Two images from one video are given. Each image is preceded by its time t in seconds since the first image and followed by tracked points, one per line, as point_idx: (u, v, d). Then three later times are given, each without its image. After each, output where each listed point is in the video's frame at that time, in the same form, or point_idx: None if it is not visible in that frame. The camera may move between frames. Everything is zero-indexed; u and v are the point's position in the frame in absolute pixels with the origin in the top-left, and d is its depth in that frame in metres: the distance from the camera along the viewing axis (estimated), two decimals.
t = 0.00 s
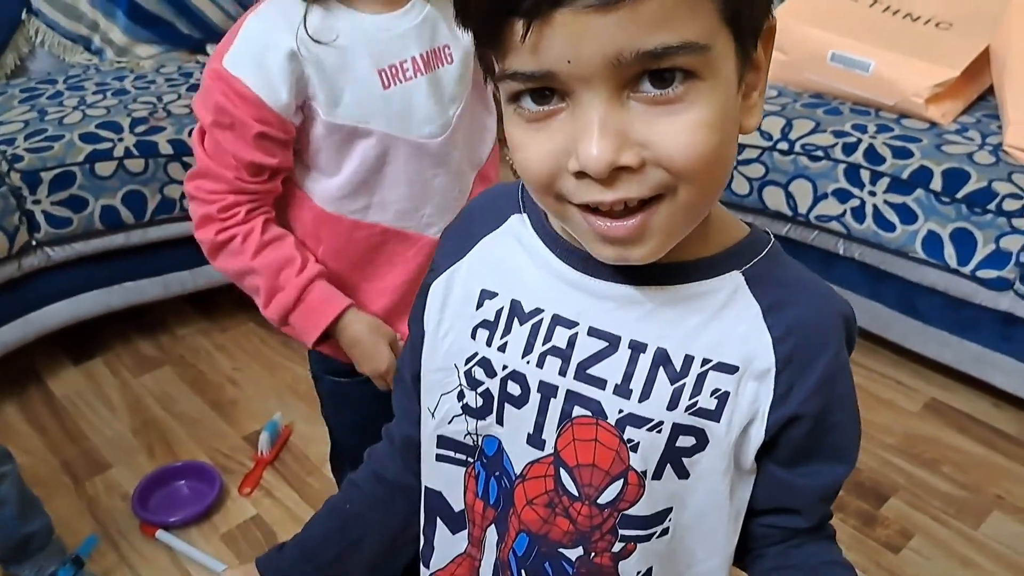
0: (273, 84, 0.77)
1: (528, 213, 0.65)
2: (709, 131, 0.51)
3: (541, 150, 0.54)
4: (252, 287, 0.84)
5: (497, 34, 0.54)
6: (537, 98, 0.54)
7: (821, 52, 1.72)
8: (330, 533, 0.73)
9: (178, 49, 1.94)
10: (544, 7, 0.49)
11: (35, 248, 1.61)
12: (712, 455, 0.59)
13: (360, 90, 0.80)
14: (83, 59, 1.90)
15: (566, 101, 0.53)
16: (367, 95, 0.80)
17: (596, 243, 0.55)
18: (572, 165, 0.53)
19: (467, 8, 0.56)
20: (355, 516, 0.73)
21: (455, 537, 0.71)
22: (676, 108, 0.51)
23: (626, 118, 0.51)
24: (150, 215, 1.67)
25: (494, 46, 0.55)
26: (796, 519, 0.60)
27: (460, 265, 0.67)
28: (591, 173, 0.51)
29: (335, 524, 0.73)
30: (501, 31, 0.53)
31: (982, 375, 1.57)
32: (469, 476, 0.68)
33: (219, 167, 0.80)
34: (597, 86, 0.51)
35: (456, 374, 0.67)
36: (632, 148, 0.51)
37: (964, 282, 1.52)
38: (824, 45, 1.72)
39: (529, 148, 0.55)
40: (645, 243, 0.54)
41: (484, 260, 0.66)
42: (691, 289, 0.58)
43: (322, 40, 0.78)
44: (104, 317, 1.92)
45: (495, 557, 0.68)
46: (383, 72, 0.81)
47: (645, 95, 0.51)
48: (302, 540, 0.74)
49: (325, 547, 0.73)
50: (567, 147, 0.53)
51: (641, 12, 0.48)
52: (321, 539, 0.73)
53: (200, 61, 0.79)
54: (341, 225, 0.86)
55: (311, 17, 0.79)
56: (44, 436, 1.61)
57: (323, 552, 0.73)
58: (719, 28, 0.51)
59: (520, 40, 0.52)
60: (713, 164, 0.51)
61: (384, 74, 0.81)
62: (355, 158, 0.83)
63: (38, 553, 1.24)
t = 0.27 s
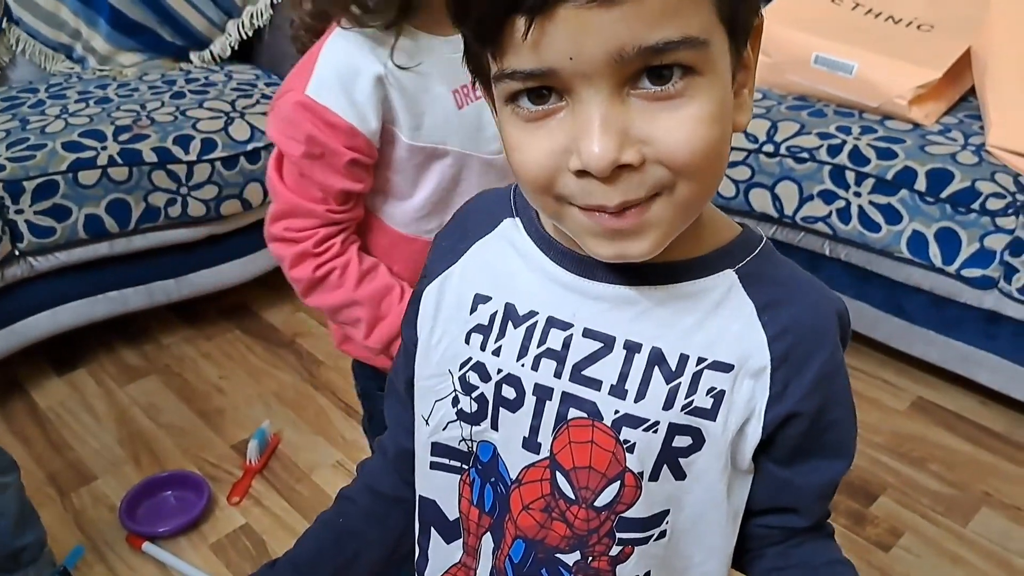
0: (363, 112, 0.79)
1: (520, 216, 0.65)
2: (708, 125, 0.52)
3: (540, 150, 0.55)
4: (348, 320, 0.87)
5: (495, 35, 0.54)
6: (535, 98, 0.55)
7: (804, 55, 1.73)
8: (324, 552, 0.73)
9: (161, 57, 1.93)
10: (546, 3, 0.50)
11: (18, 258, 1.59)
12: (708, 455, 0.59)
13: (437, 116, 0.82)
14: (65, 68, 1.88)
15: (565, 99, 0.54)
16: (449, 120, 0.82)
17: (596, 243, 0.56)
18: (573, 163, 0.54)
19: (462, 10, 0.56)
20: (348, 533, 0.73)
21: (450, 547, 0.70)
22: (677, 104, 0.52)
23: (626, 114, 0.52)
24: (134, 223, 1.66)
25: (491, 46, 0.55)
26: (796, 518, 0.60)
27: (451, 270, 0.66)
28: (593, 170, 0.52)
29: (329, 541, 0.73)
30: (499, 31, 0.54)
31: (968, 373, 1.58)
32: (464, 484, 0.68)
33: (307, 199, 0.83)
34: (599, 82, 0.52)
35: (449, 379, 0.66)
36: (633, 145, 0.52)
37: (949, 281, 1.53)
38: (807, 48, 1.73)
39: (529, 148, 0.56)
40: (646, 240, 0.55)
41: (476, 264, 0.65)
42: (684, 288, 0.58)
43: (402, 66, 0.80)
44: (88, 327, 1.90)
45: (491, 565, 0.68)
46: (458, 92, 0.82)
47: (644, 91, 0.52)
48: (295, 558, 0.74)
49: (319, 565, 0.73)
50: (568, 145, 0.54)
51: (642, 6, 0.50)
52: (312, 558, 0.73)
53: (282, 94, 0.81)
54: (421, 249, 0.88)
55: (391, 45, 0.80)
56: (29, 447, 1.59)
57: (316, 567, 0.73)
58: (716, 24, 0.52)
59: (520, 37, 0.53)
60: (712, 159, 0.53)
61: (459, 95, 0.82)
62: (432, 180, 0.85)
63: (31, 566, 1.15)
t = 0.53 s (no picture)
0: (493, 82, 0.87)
1: (526, 212, 0.65)
2: (693, 119, 0.53)
3: (528, 140, 0.57)
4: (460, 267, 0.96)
5: (483, 27, 0.56)
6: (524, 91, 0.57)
7: (803, 56, 1.74)
8: (332, 541, 0.76)
9: (162, 59, 1.93)
10: None
11: (21, 260, 1.60)
12: (704, 452, 0.59)
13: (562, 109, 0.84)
14: (66, 71, 1.89)
15: (551, 92, 0.55)
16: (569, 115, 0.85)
17: (583, 231, 0.58)
18: (557, 154, 0.55)
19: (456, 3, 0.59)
20: (359, 520, 0.76)
21: (452, 537, 0.71)
22: (660, 97, 0.53)
23: (610, 106, 0.54)
24: (136, 225, 1.66)
25: (481, 37, 0.57)
26: (795, 521, 0.61)
27: (459, 262, 0.67)
28: (576, 160, 0.54)
29: (338, 530, 0.76)
30: (487, 23, 0.56)
31: (967, 372, 1.59)
32: (465, 475, 0.69)
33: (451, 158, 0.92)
34: (581, 74, 0.53)
35: (454, 371, 0.67)
36: (615, 136, 0.53)
37: (948, 280, 1.54)
38: (806, 49, 1.74)
39: (518, 138, 0.57)
40: (633, 230, 0.56)
41: (481, 258, 0.66)
42: (684, 283, 0.59)
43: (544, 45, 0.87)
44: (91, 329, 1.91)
45: (490, 557, 0.68)
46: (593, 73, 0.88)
47: (629, 85, 0.53)
48: (304, 546, 0.76)
49: (329, 553, 0.76)
50: (553, 137, 0.55)
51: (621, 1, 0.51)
52: (322, 546, 0.76)
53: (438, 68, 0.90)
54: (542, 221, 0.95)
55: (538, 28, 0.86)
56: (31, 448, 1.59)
57: (323, 558, 0.76)
58: (703, 18, 0.53)
59: (504, 30, 0.55)
60: (697, 153, 0.54)
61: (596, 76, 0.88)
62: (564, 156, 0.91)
63: (44, 565, 1.13)
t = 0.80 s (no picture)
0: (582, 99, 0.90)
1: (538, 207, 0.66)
2: (667, 126, 0.54)
3: (510, 137, 0.58)
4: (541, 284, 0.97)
5: (475, 23, 0.59)
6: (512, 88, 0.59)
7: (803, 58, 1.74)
8: (340, 525, 0.77)
9: (163, 62, 1.94)
10: None
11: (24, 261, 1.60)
12: (703, 447, 0.60)
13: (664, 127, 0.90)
14: (68, 73, 1.89)
15: (534, 90, 0.57)
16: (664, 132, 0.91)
17: (562, 226, 0.59)
18: (535, 152, 0.57)
19: None
20: (366, 507, 0.77)
21: (456, 524, 0.72)
22: (634, 102, 0.54)
23: (585, 109, 0.55)
24: (138, 227, 1.67)
25: (473, 33, 0.59)
26: (788, 520, 0.62)
27: (469, 255, 0.68)
28: (549, 159, 0.56)
29: (347, 513, 0.77)
30: (477, 20, 0.58)
31: (966, 373, 1.60)
32: (469, 463, 0.70)
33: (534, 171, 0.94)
34: (558, 76, 0.55)
35: (461, 361, 0.68)
36: (589, 138, 0.55)
37: (947, 281, 1.55)
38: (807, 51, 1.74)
39: (504, 134, 0.59)
40: (608, 229, 0.58)
41: (491, 250, 0.67)
42: (687, 279, 0.59)
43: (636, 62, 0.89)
44: (93, 331, 1.91)
45: (492, 544, 0.70)
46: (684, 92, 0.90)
47: (604, 89, 0.55)
48: (314, 529, 0.78)
49: (337, 536, 0.77)
50: (532, 134, 0.57)
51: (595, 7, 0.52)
52: (329, 529, 0.77)
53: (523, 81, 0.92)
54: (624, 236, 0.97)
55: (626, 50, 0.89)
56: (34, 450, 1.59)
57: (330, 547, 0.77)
58: (684, 26, 0.54)
59: (489, 28, 0.57)
60: (672, 159, 0.55)
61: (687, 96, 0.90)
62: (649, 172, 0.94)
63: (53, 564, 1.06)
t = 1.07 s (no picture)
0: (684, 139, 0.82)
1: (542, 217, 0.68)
2: (665, 151, 0.56)
3: (516, 153, 0.60)
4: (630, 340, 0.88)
5: (487, 41, 0.60)
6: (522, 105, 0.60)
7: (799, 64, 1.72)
8: (341, 526, 0.79)
9: (165, 69, 1.95)
10: (515, 21, 0.56)
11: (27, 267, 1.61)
12: (702, 452, 0.61)
13: (787, 151, 0.84)
14: (70, 79, 1.90)
15: (540, 109, 0.59)
16: (794, 157, 0.84)
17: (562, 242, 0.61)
18: (538, 167, 0.59)
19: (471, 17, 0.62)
20: (366, 506, 0.79)
21: (457, 526, 0.73)
22: (635, 125, 0.56)
23: (589, 129, 0.57)
24: (140, 233, 1.69)
25: (486, 52, 0.61)
26: (782, 524, 0.64)
27: (475, 262, 0.69)
28: (552, 176, 0.57)
29: (347, 514, 0.79)
30: (490, 39, 0.59)
31: (961, 378, 1.61)
32: (474, 466, 0.71)
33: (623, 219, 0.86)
34: (563, 97, 0.56)
35: (467, 365, 0.69)
36: (591, 157, 0.57)
37: (942, 287, 1.57)
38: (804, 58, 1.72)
39: (509, 149, 0.61)
40: (606, 246, 0.59)
41: (496, 258, 0.68)
42: (688, 289, 0.61)
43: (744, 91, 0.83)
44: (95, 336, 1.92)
45: (493, 547, 0.71)
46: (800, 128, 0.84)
47: (608, 111, 0.56)
48: (316, 526, 0.80)
49: (337, 535, 0.79)
50: (536, 151, 0.59)
51: (602, 33, 0.54)
52: (331, 530, 0.79)
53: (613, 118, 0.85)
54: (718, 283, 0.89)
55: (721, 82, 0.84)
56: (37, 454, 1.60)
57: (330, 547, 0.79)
58: (688, 54, 0.56)
59: (501, 48, 0.58)
60: (669, 181, 0.56)
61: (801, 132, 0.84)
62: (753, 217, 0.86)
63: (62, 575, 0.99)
